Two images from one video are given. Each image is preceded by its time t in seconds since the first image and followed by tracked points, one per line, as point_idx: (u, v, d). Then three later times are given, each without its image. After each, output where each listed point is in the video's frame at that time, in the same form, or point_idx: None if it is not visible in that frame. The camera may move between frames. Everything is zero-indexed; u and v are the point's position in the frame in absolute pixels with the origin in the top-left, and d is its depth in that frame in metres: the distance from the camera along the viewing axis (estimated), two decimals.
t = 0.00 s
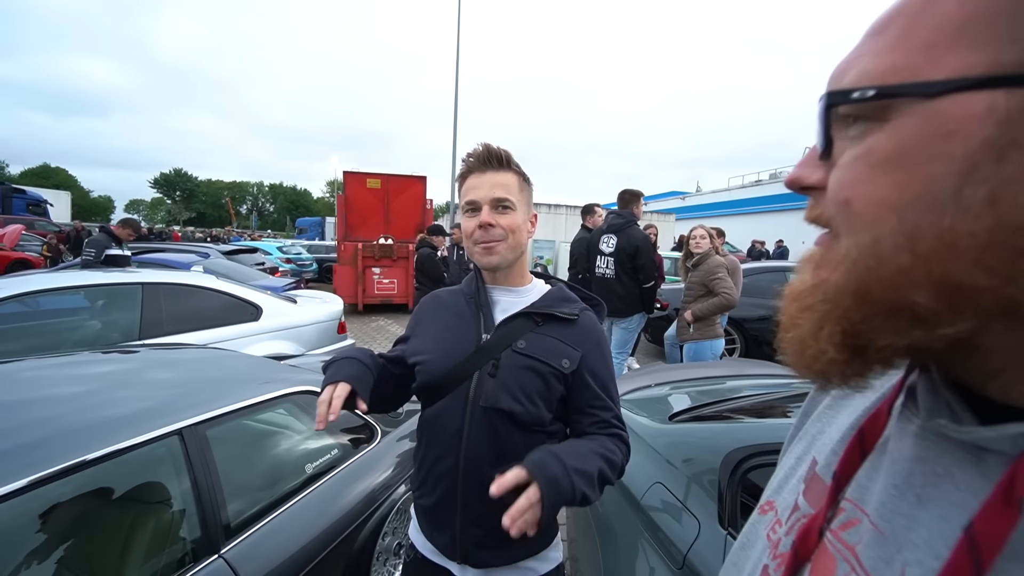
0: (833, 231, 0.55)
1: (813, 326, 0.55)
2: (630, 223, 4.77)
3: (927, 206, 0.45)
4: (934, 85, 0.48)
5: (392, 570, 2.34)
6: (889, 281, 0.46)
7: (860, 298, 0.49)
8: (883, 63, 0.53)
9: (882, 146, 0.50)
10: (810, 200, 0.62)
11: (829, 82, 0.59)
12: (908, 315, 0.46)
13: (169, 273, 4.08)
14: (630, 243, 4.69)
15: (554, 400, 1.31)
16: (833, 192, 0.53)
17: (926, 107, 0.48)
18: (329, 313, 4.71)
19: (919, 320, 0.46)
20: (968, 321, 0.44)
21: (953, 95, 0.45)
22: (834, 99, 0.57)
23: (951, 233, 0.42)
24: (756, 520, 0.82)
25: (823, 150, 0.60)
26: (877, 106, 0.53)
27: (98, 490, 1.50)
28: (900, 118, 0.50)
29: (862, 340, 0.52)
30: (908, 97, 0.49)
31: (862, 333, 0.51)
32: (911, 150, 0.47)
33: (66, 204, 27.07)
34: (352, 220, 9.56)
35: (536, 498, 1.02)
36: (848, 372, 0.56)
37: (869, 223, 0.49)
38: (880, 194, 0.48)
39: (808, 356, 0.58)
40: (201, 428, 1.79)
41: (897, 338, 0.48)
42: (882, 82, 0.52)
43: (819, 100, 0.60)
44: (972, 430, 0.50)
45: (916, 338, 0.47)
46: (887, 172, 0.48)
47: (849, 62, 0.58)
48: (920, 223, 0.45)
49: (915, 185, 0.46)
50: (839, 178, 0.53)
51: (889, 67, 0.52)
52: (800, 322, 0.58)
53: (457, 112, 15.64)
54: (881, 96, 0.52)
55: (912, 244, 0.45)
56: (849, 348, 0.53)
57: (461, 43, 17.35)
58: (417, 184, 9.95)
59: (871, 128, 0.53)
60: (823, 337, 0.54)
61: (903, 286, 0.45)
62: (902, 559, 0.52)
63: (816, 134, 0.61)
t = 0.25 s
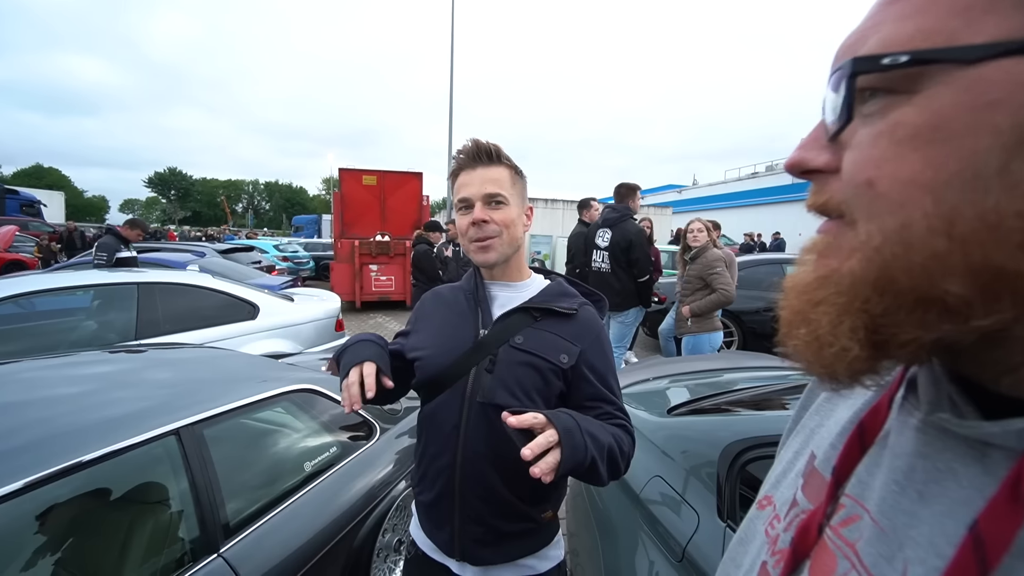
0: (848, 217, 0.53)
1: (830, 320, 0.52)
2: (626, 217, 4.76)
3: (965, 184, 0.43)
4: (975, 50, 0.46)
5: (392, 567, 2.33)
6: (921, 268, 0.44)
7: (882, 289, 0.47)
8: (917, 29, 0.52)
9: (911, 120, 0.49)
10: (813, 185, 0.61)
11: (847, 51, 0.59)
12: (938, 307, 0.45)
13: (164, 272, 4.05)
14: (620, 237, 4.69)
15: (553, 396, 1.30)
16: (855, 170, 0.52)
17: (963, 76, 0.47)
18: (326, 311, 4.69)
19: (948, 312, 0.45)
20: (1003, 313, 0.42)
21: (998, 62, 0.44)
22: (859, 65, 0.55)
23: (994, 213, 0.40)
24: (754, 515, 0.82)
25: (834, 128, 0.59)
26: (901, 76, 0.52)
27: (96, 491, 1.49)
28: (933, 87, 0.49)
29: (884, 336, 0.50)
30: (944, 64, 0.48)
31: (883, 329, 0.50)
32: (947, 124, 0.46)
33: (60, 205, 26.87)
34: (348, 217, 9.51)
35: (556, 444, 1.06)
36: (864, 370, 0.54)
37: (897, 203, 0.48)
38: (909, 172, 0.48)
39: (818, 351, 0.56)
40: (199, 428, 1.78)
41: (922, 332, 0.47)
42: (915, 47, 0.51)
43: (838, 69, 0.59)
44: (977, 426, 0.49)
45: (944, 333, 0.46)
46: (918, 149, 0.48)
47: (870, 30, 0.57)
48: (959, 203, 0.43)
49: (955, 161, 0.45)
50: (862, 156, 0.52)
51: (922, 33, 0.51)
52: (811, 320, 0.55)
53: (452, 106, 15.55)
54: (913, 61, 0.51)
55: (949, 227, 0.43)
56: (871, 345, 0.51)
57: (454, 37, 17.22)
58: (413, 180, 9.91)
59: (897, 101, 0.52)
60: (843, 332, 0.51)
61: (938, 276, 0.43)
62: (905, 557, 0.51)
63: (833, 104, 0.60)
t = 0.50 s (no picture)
0: (888, 207, 0.51)
1: (868, 320, 0.51)
2: (622, 217, 4.75)
3: None
4: None
5: (390, 568, 2.32)
6: (975, 263, 0.41)
7: (926, 286, 0.45)
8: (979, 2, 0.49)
9: (966, 100, 0.47)
10: (835, 173, 0.59)
11: (897, 26, 0.57)
12: (987, 308, 0.43)
13: (160, 273, 4.03)
14: (617, 238, 4.68)
15: (553, 398, 1.29)
16: (901, 157, 0.50)
17: None
18: (323, 311, 4.67)
19: (999, 313, 0.42)
20: None
21: None
22: (914, 36, 0.52)
23: None
24: (761, 522, 0.81)
25: (872, 111, 0.56)
26: (957, 51, 0.48)
27: (91, 493, 1.47)
28: (993, 64, 0.46)
29: (925, 336, 0.48)
30: (1009, 38, 0.45)
31: (924, 328, 0.48)
32: (1010, 106, 0.44)
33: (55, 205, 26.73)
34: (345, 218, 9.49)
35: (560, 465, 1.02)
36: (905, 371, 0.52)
37: (950, 189, 0.45)
38: (965, 156, 0.45)
39: (852, 350, 0.53)
40: (195, 429, 1.76)
41: (968, 335, 0.45)
42: (977, 18, 0.48)
43: (888, 42, 0.56)
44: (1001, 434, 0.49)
45: (993, 334, 0.44)
46: (975, 132, 0.45)
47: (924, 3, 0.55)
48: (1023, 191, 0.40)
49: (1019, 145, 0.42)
50: (911, 140, 0.49)
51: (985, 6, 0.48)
52: (843, 318, 0.53)
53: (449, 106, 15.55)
54: (975, 33, 0.47)
55: (1010, 218, 0.40)
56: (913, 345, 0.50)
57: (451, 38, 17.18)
58: (410, 180, 9.89)
59: (948, 78, 0.49)
60: (882, 331, 0.50)
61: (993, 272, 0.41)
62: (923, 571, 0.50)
63: (871, 82, 0.57)
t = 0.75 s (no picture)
0: (924, 205, 0.51)
1: (905, 324, 0.50)
2: (622, 216, 4.75)
3: None
4: None
5: (392, 568, 2.32)
6: None
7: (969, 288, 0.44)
8: None
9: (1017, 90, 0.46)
10: (867, 165, 0.59)
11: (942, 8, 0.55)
12: None
13: (161, 274, 4.03)
14: (617, 236, 4.68)
15: (556, 399, 1.29)
16: (939, 152, 0.50)
17: None
18: (324, 312, 4.67)
19: None
20: None
21: None
22: (957, 21, 0.51)
23: None
24: (774, 519, 0.81)
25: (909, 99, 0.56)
26: (1003, 36, 0.48)
27: (93, 495, 1.48)
28: None
29: (966, 341, 0.47)
30: None
31: (964, 333, 0.47)
32: None
33: (57, 207, 26.90)
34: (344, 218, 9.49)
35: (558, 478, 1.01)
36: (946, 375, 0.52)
37: (997, 183, 0.45)
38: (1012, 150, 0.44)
39: (886, 354, 0.53)
40: (197, 430, 1.77)
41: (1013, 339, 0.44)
42: None
43: (930, 26, 0.55)
44: None
45: None
46: None
47: None
48: None
49: None
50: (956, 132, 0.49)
51: None
52: (876, 322, 0.53)
53: (448, 104, 15.57)
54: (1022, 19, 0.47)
55: None
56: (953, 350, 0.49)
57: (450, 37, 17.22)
58: (410, 180, 9.89)
59: (994, 66, 0.49)
60: (918, 335, 0.49)
61: None
62: None
63: (903, 73, 0.58)
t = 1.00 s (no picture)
0: (893, 212, 0.53)
1: (869, 318, 0.54)
2: (624, 215, 4.75)
3: (1008, 175, 0.42)
4: None
5: (394, 567, 2.33)
6: (963, 263, 0.43)
7: (924, 285, 0.47)
8: (974, 11, 0.50)
9: (956, 110, 0.48)
10: (865, 175, 0.61)
11: (898, 36, 0.58)
12: (983, 304, 0.43)
13: (162, 273, 4.03)
14: (619, 236, 4.68)
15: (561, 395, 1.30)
16: (901, 163, 0.52)
17: (1011, 62, 0.45)
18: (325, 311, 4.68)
19: (995, 310, 0.43)
20: None
21: None
22: (902, 54, 0.56)
23: None
24: (780, 521, 0.82)
25: (883, 119, 0.58)
26: (951, 61, 0.51)
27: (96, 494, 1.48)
28: (980, 75, 0.48)
29: (926, 333, 0.50)
30: (993, 50, 0.46)
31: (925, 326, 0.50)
32: (991, 116, 0.45)
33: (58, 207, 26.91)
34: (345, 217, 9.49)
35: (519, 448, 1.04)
36: (905, 366, 0.55)
37: (938, 197, 0.47)
38: (954, 165, 0.46)
39: (857, 346, 0.58)
40: (199, 429, 1.77)
41: (965, 330, 0.46)
42: (965, 31, 0.50)
43: (888, 55, 0.59)
44: None
45: (987, 330, 0.45)
46: (965, 141, 0.46)
47: (926, 12, 0.56)
48: (1004, 196, 0.42)
49: (997, 151, 0.44)
50: (907, 149, 0.51)
51: (977, 17, 0.50)
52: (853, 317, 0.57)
53: (449, 104, 15.56)
54: (958, 46, 0.50)
55: (991, 222, 0.42)
56: (907, 340, 0.52)
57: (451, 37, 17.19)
58: (411, 179, 9.90)
59: (947, 87, 0.51)
60: (878, 327, 0.53)
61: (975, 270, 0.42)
62: None
63: (881, 93, 0.60)
